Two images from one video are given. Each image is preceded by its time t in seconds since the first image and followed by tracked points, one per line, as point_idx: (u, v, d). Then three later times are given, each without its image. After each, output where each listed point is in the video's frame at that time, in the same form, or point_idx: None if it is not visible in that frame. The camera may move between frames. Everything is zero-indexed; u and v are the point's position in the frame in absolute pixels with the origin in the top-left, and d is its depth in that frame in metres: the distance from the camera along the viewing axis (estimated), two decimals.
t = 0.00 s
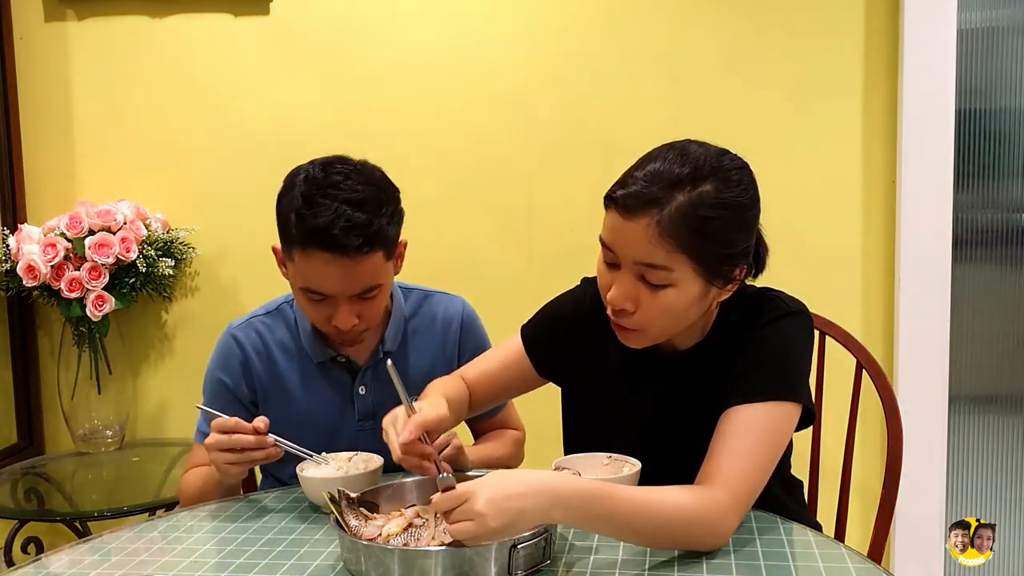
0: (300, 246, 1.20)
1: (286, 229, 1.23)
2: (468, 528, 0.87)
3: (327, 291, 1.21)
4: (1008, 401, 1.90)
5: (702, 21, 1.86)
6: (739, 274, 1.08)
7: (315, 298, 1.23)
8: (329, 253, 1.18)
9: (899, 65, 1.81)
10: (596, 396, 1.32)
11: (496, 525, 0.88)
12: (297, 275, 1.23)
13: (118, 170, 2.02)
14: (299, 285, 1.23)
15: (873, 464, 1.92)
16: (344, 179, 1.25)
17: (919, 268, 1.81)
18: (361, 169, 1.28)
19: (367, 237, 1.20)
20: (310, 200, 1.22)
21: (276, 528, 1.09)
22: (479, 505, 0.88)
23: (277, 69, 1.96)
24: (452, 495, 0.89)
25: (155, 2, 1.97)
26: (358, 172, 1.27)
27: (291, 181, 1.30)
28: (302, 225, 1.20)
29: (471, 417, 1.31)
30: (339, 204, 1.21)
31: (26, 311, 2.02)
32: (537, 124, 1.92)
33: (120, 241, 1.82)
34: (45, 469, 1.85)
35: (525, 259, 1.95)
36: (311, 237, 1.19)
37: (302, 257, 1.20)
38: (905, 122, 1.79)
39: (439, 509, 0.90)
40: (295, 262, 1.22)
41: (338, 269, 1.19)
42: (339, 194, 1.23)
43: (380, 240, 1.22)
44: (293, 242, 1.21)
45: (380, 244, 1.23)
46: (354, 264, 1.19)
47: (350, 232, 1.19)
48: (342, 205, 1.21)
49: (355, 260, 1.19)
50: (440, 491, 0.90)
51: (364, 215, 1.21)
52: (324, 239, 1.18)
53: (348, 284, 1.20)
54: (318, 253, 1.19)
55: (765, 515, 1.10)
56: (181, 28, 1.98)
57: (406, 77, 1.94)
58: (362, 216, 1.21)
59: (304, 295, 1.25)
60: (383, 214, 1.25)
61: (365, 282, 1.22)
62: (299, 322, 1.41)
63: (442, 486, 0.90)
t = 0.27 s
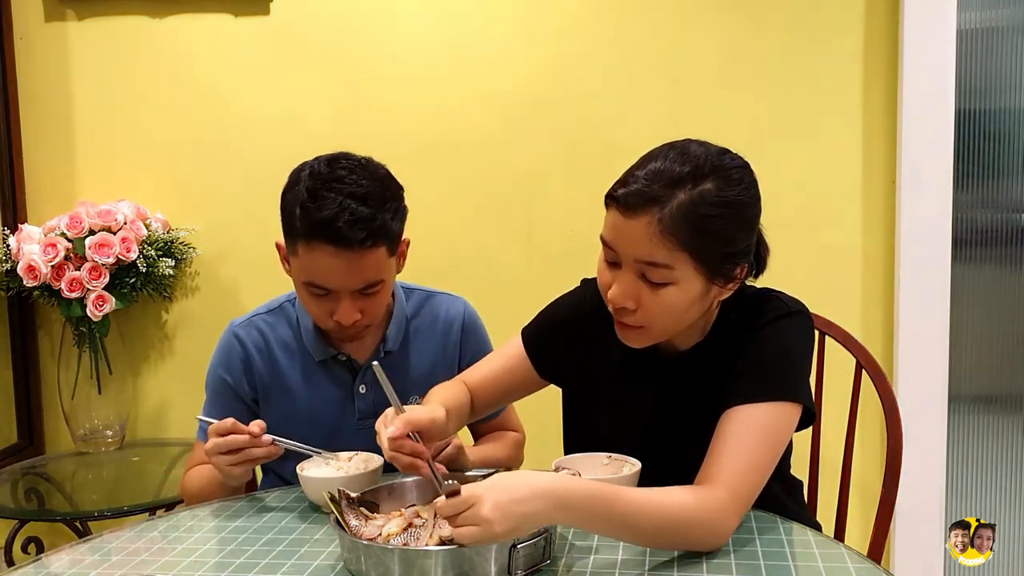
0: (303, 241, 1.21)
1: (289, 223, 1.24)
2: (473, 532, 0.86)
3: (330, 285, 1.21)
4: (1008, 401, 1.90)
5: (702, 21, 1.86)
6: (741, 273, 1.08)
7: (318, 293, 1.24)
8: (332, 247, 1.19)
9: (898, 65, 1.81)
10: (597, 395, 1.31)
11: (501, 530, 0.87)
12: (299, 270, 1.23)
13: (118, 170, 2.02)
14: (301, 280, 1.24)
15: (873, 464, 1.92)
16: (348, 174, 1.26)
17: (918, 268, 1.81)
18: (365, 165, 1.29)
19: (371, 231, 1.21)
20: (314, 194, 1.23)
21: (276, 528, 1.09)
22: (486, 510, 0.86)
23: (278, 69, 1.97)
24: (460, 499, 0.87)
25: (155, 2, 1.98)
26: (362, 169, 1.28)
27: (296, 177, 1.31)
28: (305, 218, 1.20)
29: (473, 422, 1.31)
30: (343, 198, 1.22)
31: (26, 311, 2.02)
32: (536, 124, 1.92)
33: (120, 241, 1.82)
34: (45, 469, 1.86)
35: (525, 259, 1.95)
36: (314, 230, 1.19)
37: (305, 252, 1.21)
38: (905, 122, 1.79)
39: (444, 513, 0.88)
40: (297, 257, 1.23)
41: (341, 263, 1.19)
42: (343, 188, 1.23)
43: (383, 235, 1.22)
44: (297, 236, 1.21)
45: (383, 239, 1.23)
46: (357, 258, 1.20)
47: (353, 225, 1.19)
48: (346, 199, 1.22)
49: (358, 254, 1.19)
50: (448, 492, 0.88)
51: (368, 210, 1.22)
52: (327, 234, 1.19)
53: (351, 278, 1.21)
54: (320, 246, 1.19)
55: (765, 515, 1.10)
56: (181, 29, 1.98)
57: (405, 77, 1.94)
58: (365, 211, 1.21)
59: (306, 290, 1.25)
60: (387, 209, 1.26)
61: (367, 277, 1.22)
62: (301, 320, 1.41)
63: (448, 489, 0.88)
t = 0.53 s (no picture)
0: (304, 237, 1.21)
1: (291, 220, 1.24)
2: (478, 540, 0.85)
3: (331, 283, 1.21)
4: (1008, 401, 1.90)
5: (702, 21, 1.86)
6: (742, 271, 1.08)
7: (318, 290, 1.23)
8: (333, 244, 1.18)
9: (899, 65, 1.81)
10: (598, 395, 1.31)
11: (507, 538, 0.86)
12: (300, 267, 1.23)
13: (118, 170, 2.02)
14: (302, 278, 1.23)
15: (873, 464, 1.92)
16: (350, 171, 1.26)
17: (919, 268, 1.81)
18: (368, 162, 1.29)
19: (372, 228, 1.20)
20: (316, 191, 1.23)
21: (276, 528, 1.09)
22: (492, 518, 0.85)
23: (277, 69, 1.96)
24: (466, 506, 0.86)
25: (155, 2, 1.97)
26: (364, 166, 1.28)
27: (297, 175, 1.31)
28: (307, 215, 1.20)
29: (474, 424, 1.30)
30: (345, 195, 1.22)
31: (26, 311, 2.02)
32: (536, 124, 1.92)
33: (120, 241, 1.82)
34: (45, 469, 1.85)
35: (525, 259, 1.95)
36: (316, 227, 1.19)
37: (306, 249, 1.20)
38: (905, 122, 1.79)
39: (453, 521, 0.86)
40: (299, 254, 1.22)
41: (343, 260, 1.19)
42: (346, 185, 1.24)
43: (385, 232, 1.22)
44: (298, 232, 1.21)
45: (385, 237, 1.23)
46: (358, 256, 1.19)
47: (355, 222, 1.19)
48: (348, 196, 1.22)
49: (359, 251, 1.19)
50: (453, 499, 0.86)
51: (369, 207, 1.22)
52: (328, 230, 1.19)
53: (352, 276, 1.20)
54: (321, 243, 1.19)
55: (765, 515, 1.10)
56: (181, 29, 1.98)
57: (405, 77, 1.94)
58: (366, 208, 1.21)
59: (307, 287, 1.24)
60: (389, 207, 1.26)
61: (368, 274, 1.22)
62: (301, 320, 1.41)
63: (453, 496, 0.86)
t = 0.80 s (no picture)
0: (307, 234, 1.20)
1: (294, 218, 1.24)
2: (480, 542, 0.85)
3: (332, 281, 1.21)
4: (1008, 401, 1.90)
5: (702, 21, 1.86)
6: (742, 272, 1.08)
7: (319, 289, 1.23)
8: (335, 241, 1.18)
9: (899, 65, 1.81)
10: (599, 395, 1.31)
11: (510, 541, 0.86)
12: (302, 265, 1.23)
13: (118, 170, 2.02)
14: (303, 276, 1.23)
15: (873, 464, 1.92)
16: (353, 170, 1.26)
17: (919, 268, 1.81)
18: (371, 162, 1.30)
19: (375, 229, 1.20)
20: (319, 188, 1.23)
21: (276, 528, 1.09)
22: (494, 521, 0.85)
23: (278, 69, 1.96)
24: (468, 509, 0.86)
25: (155, 2, 1.97)
26: (367, 166, 1.28)
27: (299, 173, 1.31)
28: (310, 213, 1.20)
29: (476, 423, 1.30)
30: (348, 193, 1.22)
31: (26, 311, 2.02)
32: (537, 124, 1.92)
33: (120, 241, 1.82)
34: (45, 469, 1.85)
35: (525, 259, 1.95)
36: (318, 227, 1.19)
37: (308, 246, 1.20)
38: (905, 122, 1.79)
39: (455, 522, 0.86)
40: (301, 252, 1.22)
41: (346, 260, 1.19)
42: (348, 183, 1.24)
43: (387, 231, 1.22)
44: (301, 230, 1.21)
45: (388, 237, 1.23)
46: (361, 257, 1.19)
47: (358, 220, 1.19)
48: (351, 194, 1.22)
49: (361, 249, 1.19)
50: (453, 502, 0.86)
51: (372, 205, 1.22)
52: (331, 228, 1.19)
53: (355, 275, 1.20)
54: (324, 239, 1.19)
55: (765, 515, 1.10)
56: (181, 29, 1.98)
57: (405, 77, 1.94)
58: (369, 207, 1.21)
59: (308, 285, 1.24)
60: (391, 206, 1.26)
61: (370, 273, 1.21)
62: (301, 320, 1.40)
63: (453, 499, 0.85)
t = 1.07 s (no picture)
0: (309, 236, 1.20)
1: (295, 218, 1.24)
2: (479, 541, 0.85)
3: (333, 282, 1.20)
4: (1008, 401, 1.90)
5: (702, 21, 1.86)
6: (743, 274, 1.08)
7: (319, 289, 1.23)
8: (337, 242, 1.18)
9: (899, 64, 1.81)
10: (599, 395, 1.31)
11: (509, 541, 0.86)
12: (303, 266, 1.23)
13: (118, 170, 2.02)
14: (303, 275, 1.23)
15: (873, 464, 1.92)
16: (354, 171, 1.26)
17: (919, 268, 1.81)
18: (372, 163, 1.30)
19: (376, 230, 1.20)
20: (320, 189, 1.23)
21: (276, 528, 1.09)
22: (492, 518, 0.85)
23: (278, 69, 1.96)
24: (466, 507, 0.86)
25: (155, 2, 1.97)
26: (367, 166, 1.28)
27: (298, 173, 1.31)
28: (311, 213, 1.21)
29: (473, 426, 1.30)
30: (350, 194, 1.22)
31: (26, 311, 2.02)
32: (537, 124, 1.92)
33: (120, 241, 1.82)
34: (45, 469, 1.85)
35: (524, 259, 1.95)
36: (318, 227, 1.19)
37: (310, 247, 1.20)
38: (905, 122, 1.79)
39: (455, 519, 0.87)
40: (302, 253, 1.22)
41: (347, 260, 1.19)
42: (349, 184, 1.24)
43: (388, 231, 1.22)
44: (302, 231, 1.21)
45: (388, 236, 1.23)
46: (362, 257, 1.19)
47: (360, 221, 1.19)
48: (352, 195, 1.22)
49: (363, 251, 1.19)
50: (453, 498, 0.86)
51: (373, 206, 1.22)
52: (333, 230, 1.19)
53: (355, 275, 1.20)
54: (327, 241, 1.19)
55: (765, 515, 1.10)
56: (181, 29, 1.98)
57: (405, 77, 1.94)
58: (370, 207, 1.21)
59: (309, 285, 1.24)
60: (392, 206, 1.26)
61: (371, 274, 1.22)
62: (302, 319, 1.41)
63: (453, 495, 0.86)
